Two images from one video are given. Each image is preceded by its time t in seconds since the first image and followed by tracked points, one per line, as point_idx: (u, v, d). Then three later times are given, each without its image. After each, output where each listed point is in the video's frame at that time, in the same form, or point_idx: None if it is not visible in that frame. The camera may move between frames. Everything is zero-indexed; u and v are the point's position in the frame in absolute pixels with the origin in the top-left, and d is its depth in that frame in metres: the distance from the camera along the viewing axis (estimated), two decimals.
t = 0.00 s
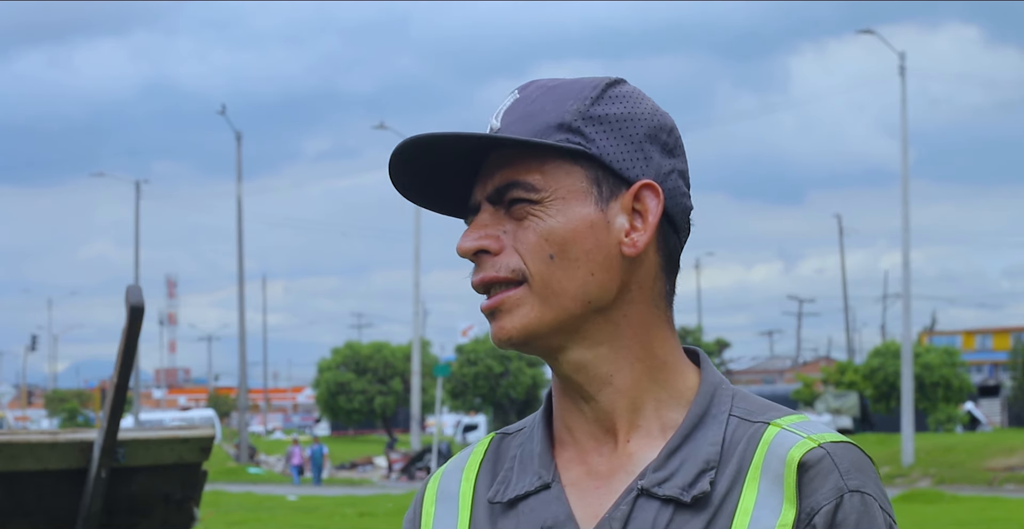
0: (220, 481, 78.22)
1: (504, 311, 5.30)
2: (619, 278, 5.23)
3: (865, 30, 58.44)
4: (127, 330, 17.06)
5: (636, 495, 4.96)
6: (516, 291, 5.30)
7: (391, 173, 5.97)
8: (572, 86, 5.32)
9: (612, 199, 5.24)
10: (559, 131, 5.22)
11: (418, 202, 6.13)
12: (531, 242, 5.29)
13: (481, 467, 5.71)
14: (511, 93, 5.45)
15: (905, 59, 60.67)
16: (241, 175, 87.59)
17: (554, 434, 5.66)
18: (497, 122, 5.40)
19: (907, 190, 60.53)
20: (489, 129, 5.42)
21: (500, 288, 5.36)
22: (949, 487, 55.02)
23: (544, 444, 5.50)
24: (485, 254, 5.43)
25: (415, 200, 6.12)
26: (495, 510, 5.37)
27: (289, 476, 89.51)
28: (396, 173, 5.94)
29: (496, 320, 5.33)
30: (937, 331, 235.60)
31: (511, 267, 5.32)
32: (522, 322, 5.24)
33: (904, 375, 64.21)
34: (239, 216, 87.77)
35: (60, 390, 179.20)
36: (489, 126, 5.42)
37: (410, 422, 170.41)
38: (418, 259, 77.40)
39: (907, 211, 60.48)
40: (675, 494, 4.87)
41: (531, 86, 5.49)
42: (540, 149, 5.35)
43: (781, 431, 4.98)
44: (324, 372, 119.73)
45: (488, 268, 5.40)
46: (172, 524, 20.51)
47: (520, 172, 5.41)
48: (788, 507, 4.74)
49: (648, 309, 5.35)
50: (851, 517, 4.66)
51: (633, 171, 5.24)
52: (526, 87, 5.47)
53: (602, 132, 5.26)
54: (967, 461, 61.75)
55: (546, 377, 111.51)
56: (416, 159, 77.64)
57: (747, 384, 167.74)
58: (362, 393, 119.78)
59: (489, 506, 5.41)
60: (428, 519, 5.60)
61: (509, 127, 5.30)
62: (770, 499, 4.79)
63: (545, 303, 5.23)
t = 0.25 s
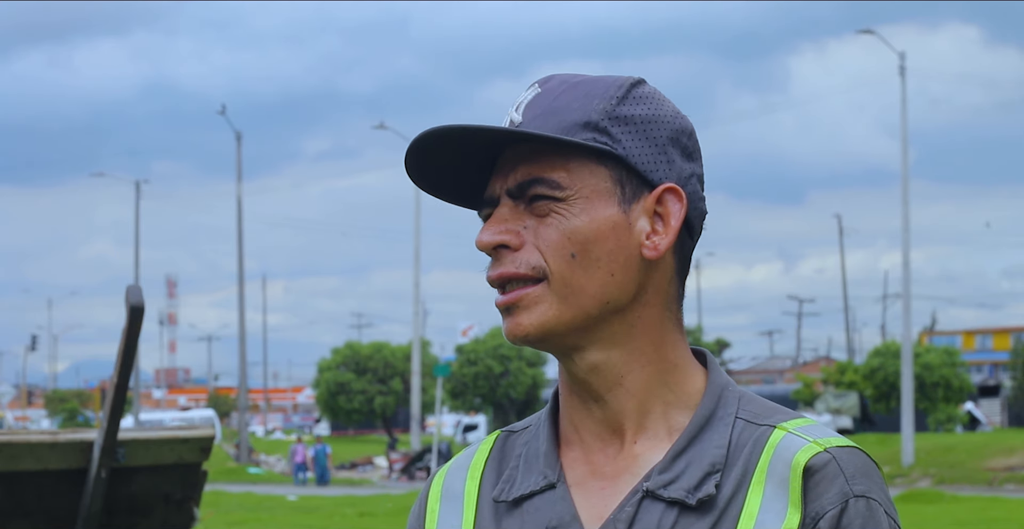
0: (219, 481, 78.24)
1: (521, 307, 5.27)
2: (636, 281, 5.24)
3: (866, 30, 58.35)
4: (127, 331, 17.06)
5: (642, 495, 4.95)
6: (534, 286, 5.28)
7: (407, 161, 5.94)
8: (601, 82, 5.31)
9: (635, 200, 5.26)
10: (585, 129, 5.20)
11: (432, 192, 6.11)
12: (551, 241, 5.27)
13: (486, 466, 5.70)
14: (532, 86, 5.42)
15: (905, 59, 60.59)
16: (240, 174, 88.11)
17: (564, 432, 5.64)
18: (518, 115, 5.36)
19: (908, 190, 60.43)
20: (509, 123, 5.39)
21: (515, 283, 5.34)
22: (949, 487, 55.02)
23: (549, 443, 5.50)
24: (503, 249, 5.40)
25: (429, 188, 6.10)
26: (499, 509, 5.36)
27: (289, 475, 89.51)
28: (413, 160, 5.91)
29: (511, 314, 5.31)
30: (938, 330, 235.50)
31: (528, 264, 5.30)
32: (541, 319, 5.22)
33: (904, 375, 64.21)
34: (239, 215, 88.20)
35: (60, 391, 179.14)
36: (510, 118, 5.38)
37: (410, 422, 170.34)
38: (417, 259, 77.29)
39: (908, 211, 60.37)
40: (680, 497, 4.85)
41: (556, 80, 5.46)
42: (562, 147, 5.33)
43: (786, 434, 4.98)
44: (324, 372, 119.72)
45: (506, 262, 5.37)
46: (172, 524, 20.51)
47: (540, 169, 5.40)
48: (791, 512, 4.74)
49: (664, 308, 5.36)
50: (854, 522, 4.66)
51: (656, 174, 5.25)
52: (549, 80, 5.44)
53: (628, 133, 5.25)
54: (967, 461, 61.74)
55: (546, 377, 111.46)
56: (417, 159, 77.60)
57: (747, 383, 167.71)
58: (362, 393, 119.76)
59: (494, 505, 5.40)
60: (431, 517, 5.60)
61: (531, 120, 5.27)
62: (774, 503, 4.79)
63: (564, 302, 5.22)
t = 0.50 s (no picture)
0: (219, 481, 78.27)
1: (533, 307, 5.25)
2: (647, 282, 5.25)
3: (866, 30, 58.30)
4: (127, 331, 17.06)
5: (644, 496, 4.95)
6: (546, 286, 5.26)
7: (418, 155, 5.92)
8: (619, 82, 5.30)
9: (650, 203, 5.27)
10: (602, 130, 5.18)
11: (441, 185, 6.11)
12: (563, 242, 5.27)
13: (487, 465, 5.71)
14: (545, 83, 5.40)
15: (905, 59, 60.55)
16: (241, 174, 88.31)
17: (570, 430, 5.64)
18: (530, 113, 5.33)
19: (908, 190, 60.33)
20: (520, 121, 5.37)
21: (525, 283, 5.34)
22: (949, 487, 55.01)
23: (550, 442, 5.51)
24: (514, 248, 5.38)
25: (438, 183, 6.10)
26: (499, 508, 5.37)
27: (289, 476, 89.52)
28: (423, 154, 5.90)
29: (520, 314, 5.30)
30: (938, 330, 235.43)
31: (540, 264, 5.29)
32: (552, 319, 5.21)
33: (904, 375, 64.18)
34: (239, 215, 88.37)
35: (60, 391, 179.13)
36: (522, 115, 5.37)
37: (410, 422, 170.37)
38: (417, 259, 77.25)
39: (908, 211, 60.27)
40: (682, 496, 4.86)
41: (572, 75, 5.44)
42: (576, 146, 5.33)
43: (789, 435, 4.99)
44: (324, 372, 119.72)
45: (518, 261, 5.36)
46: (172, 524, 20.52)
47: (554, 168, 5.38)
48: (794, 513, 4.74)
49: (672, 311, 5.37)
50: (855, 524, 4.67)
51: (670, 175, 5.25)
52: (563, 76, 5.42)
53: (644, 134, 5.25)
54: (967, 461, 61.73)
55: (546, 377, 111.46)
56: (417, 159, 77.59)
57: (747, 383, 167.67)
58: (363, 393, 119.79)
59: (494, 504, 5.40)
60: (432, 515, 5.61)
61: (544, 119, 5.26)
62: (777, 503, 4.79)
63: (575, 303, 5.22)
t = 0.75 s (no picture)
0: (220, 481, 78.29)
1: (541, 307, 5.25)
2: (654, 283, 5.26)
3: (866, 30, 58.26)
4: (127, 331, 17.06)
5: (645, 495, 4.96)
6: (553, 286, 5.27)
7: (425, 155, 5.92)
8: (626, 82, 5.32)
9: (657, 203, 5.28)
10: (611, 131, 5.19)
11: (447, 185, 6.12)
12: (572, 242, 5.27)
13: (488, 464, 5.72)
14: (552, 82, 5.41)
15: (904, 59, 60.51)
16: (241, 174, 88.42)
17: (572, 429, 5.65)
18: (537, 113, 5.33)
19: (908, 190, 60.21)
20: (526, 120, 5.36)
21: (531, 282, 5.33)
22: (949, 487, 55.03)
23: (551, 442, 5.51)
24: (523, 248, 5.38)
25: (444, 181, 6.10)
26: (500, 505, 5.38)
27: (289, 476, 89.54)
28: (429, 154, 5.91)
29: (527, 313, 5.30)
30: (937, 330, 235.49)
31: (549, 264, 5.29)
32: (559, 320, 5.21)
33: (904, 375, 64.19)
34: (240, 215, 88.47)
35: (60, 391, 179.10)
36: (529, 113, 5.36)
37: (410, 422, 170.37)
38: (417, 259, 77.26)
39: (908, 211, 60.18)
40: (683, 496, 4.87)
41: (578, 74, 5.44)
42: (584, 147, 5.33)
43: (791, 436, 4.99)
44: (324, 372, 119.74)
45: (527, 262, 5.35)
46: (172, 524, 20.53)
47: (562, 168, 5.39)
48: (796, 515, 4.74)
49: (676, 312, 5.39)
50: (857, 523, 4.68)
51: (677, 176, 5.27)
52: (569, 75, 5.42)
53: (652, 136, 5.26)
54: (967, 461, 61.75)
55: (546, 377, 111.49)
56: (418, 160, 77.59)
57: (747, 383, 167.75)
58: (363, 393, 119.85)
59: (495, 502, 5.41)
60: (434, 516, 5.61)
61: (551, 118, 5.27)
62: (778, 504, 4.80)
63: (583, 303, 5.22)
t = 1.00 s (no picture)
0: (220, 481, 78.31)
1: (542, 306, 5.25)
2: (656, 282, 5.26)
3: (866, 30, 58.13)
4: (127, 331, 17.07)
5: (646, 495, 4.97)
6: (555, 287, 5.27)
7: (428, 153, 5.92)
8: (629, 82, 5.32)
9: (656, 204, 5.28)
10: (613, 130, 5.20)
11: (448, 184, 6.11)
12: (573, 240, 5.27)
13: (490, 464, 5.71)
14: (554, 82, 5.42)
15: (905, 59, 60.39)
16: (241, 174, 88.43)
17: (576, 429, 5.64)
18: (539, 111, 5.34)
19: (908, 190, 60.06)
20: (528, 119, 5.37)
21: (534, 282, 5.33)
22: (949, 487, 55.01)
23: (554, 442, 5.51)
24: (525, 247, 5.38)
25: (447, 182, 6.10)
26: (501, 506, 5.38)
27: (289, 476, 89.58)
28: (431, 155, 5.91)
29: (529, 313, 5.29)
30: (937, 330, 235.56)
31: (551, 263, 5.29)
32: (561, 319, 5.21)
33: (904, 375, 64.16)
34: (240, 214, 88.50)
35: (60, 391, 179.08)
36: (530, 113, 5.37)
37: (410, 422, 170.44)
38: (417, 259, 77.26)
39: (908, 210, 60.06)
40: (685, 496, 4.87)
41: (581, 74, 5.44)
42: (587, 147, 5.34)
43: (792, 436, 5.00)
44: (324, 372, 119.78)
45: (528, 261, 5.35)
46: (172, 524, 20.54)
47: (567, 168, 5.39)
48: (796, 515, 4.75)
49: (679, 310, 5.39)
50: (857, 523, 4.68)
51: (678, 177, 5.28)
52: (572, 76, 5.43)
53: (655, 135, 5.28)
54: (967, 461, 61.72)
55: (545, 377, 111.51)
56: (417, 160, 77.59)
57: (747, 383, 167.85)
58: (363, 393, 119.90)
59: (496, 503, 5.41)
60: (434, 516, 5.61)
61: (553, 118, 5.27)
62: (779, 504, 4.80)
63: (586, 302, 5.22)
